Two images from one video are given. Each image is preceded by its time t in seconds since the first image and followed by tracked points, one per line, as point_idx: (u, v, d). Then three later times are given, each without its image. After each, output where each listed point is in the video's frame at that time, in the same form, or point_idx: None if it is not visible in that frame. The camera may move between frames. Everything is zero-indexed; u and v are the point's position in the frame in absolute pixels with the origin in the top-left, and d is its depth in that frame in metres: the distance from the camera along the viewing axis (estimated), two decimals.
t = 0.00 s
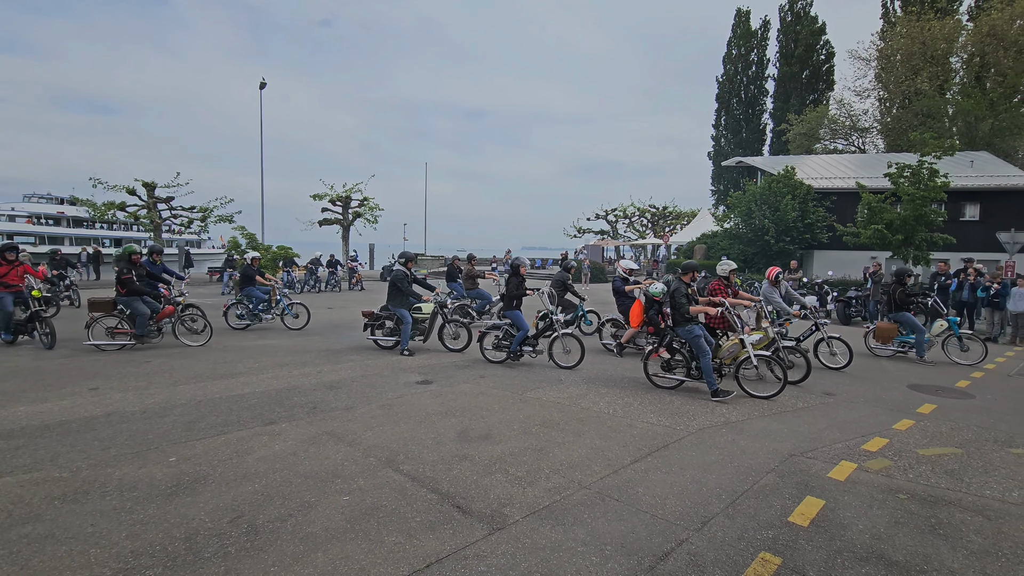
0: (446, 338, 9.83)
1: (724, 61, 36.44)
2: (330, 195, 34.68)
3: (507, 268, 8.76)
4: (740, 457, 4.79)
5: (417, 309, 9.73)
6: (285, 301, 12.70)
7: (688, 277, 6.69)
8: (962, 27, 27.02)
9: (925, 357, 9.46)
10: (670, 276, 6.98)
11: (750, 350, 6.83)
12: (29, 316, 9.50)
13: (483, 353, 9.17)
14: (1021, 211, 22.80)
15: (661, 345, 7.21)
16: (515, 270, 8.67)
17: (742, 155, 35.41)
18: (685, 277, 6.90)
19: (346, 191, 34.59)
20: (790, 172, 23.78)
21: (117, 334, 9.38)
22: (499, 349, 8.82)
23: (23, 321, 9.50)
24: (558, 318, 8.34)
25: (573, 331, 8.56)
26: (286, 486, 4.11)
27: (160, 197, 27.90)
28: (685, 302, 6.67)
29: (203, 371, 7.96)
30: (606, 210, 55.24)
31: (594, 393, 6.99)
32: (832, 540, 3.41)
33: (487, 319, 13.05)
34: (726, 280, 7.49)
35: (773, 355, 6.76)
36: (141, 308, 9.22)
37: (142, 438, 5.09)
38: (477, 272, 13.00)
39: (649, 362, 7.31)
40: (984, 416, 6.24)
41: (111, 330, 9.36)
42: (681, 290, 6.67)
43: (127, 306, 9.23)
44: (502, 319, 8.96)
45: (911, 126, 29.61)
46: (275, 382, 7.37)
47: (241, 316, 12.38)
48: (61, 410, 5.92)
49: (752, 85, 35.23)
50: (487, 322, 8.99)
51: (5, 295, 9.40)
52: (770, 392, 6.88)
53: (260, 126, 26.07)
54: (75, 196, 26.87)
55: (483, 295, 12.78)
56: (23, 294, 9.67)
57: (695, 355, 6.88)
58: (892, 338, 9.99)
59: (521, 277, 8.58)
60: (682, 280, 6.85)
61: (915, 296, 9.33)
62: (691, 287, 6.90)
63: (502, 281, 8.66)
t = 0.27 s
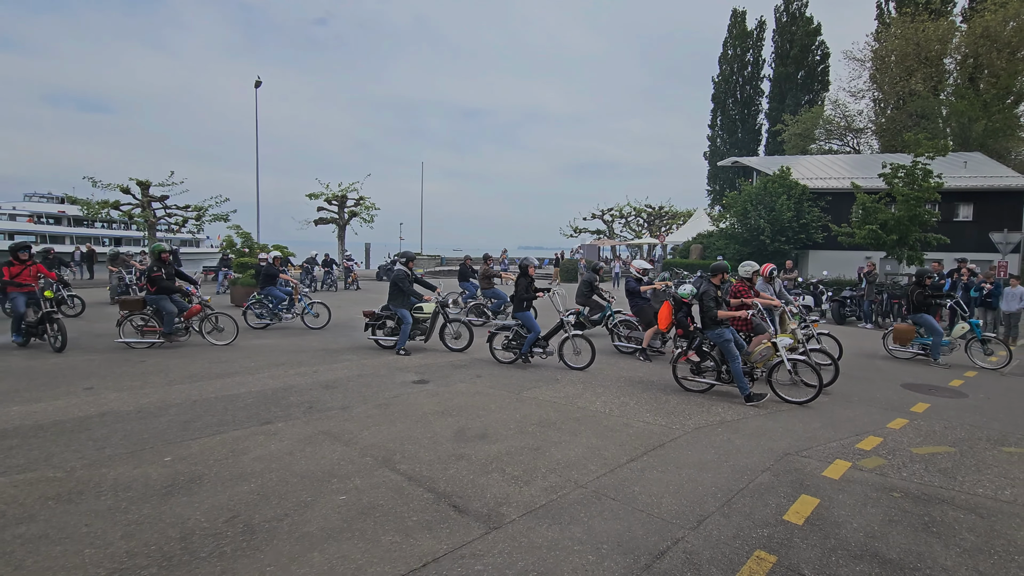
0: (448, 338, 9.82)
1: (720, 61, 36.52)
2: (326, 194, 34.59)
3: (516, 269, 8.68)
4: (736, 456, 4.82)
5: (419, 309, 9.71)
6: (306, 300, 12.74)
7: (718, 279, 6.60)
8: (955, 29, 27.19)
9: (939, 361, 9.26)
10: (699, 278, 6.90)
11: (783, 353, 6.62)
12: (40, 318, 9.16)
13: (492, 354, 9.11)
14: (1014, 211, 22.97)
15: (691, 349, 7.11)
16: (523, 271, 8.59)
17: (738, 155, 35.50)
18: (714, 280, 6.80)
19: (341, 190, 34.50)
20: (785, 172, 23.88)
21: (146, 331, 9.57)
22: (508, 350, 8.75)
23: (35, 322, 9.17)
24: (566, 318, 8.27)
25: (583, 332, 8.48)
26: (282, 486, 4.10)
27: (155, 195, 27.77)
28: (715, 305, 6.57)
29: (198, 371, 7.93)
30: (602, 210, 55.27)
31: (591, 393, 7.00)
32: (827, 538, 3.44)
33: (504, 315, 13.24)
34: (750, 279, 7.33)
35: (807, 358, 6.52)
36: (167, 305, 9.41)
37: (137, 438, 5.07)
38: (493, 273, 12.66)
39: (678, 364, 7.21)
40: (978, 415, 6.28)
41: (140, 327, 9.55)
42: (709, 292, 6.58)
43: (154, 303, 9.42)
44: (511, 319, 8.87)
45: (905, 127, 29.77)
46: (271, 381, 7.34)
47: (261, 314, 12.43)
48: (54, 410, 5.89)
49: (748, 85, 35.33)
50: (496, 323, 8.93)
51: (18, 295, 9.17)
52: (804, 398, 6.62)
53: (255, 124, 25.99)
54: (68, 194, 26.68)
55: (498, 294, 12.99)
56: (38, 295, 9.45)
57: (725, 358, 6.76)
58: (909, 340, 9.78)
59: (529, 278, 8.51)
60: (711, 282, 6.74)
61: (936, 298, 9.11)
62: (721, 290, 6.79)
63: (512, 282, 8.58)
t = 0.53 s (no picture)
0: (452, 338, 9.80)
1: (718, 61, 36.56)
2: (324, 193, 34.56)
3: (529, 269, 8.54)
4: (733, 455, 4.82)
5: (423, 309, 9.70)
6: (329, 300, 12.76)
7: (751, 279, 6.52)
8: (952, 29, 27.27)
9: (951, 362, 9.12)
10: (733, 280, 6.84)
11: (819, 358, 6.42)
12: (62, 319, 8.90)
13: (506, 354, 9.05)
14: (1010, 211, 23.05)
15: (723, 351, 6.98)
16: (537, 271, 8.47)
17: (735, 154, 35.53)
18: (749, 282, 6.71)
19: (339, 189, 34.46)
20: (783, 172, 23.93)
21: (176, 330, 9.74)
22: (523, 350, 8.69)
23: (55, 324, 8.91)
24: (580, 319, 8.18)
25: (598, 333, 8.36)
26: (279, 485, 4.09)
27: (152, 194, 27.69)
28: (748, 305, 6.46)
29: (194, 370, 7.90)
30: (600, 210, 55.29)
31: (589, 392, 6.99)
32: (824, 537, 3.44)
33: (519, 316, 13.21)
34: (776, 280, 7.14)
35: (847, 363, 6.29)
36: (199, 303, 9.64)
37: (133, 437, 5.05)
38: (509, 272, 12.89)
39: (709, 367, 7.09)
40: (975, 415, 6.30)
41: (170, 326, 9.72)
42: (741, 292, 6.49)
43: (185, 302, 9.64)
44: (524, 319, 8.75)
45: (902, 127, 29.85)
46: (268, 381, 7.32)
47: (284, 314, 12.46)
48: (50, 409, 5.87)
49: (746, 85, 35.37)
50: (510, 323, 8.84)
51: (38, 296, 8.90)
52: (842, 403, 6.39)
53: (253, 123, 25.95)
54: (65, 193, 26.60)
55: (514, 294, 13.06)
56: (59, 295, 9.18)
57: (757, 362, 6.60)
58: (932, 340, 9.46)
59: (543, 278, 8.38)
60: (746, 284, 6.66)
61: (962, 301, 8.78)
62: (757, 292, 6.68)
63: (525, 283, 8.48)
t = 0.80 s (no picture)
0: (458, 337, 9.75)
1: (717, 61, 36.57)
2: (324, 193, 34.57)
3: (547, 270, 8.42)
4: (733, 455, 4.82)
5: (428, 309, 9.65)
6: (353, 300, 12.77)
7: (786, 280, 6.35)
8: (951, 29, 27.31)
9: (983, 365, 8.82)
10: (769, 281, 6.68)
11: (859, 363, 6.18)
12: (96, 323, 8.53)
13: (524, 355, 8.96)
14: (1009, 211, 23.06)
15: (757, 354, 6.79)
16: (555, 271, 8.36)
17: (735, 154, 35.55)
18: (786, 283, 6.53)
19: (339, 189, 34.47)
20: (782, 172, 23.95)
21: (204, 329, 9.83)
22: (539, 352, 8.58)
23: (89, 328, 8.55)
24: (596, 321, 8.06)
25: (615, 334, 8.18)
26: (278, 486, 4.08)
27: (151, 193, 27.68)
28: (782, 306, 6.29)
29: (193, 370, 7.89)
30: (600, 209, 55.29)
31: (589, 392, 6.98)
32: (823, 536, 3.44)
33: (535, 316, 13.22)
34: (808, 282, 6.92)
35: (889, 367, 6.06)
36: (226, 303, 9.73)
37: (132, 437, 5.05)
38: (524, 273, 13.05)
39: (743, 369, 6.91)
40: (975, 414, 6.29)
41: (199, 325, 9.82)
42: (775, 293, 6.33)
43: (213, 302, 9.72)
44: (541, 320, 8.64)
45: (901, 127, 29.88)
46: (267, 381, 7.31)
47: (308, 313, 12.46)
48: (48, 409, 5.86)
49: (745, 85, 35.39)
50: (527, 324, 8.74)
51: (73, 298, 8.55)
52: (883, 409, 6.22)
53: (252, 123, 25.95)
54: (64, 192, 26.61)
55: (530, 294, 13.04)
56: (92, 298, 8.82)
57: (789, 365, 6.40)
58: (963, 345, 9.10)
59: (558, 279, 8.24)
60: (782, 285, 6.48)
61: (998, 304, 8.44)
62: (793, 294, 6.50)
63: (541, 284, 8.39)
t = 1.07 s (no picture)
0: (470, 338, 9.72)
1: (718, 60, 36.54)
2: (324, 193, 34.60)
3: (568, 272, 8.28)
4: (734, 455, 4.82)
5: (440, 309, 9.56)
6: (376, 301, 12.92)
7: (826, 283, 6.16)
8: (952, 29, 27.29)
9: None
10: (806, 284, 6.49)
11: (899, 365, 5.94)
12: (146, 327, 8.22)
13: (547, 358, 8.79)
14: (1009, 211, 23.04)
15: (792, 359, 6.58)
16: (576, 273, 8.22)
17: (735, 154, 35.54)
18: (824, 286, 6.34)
19: (339, 189, 34.50)
20: (783, 172, 23.94)
21: (228, 329, 9.87)
22: (563, 354, 8.41)
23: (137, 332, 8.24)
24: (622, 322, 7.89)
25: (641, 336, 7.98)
26: (279, 485, 4.08)
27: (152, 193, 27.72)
28: (822, 310, 6.09)
29: (194, 369, 7.90)
30: (600, 209, 55.26)
31: (590, 392, 6.98)
32: (824, 537, 3.44)
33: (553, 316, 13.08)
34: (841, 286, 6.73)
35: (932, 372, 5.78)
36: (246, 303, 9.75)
37: (133, 436, 5.05)
38: (542, 274, 12.37)
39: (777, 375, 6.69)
40: (977, 415, 6.28)
41: (223, 324, 9.88)
42: (814, 296, 6.13)
43: (235, 302, 9.77)
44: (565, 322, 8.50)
45: (902, 127, 29.88)
46: (268, 380, 7.32)
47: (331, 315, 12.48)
48: (50, 408, 5.87)
49: (745, 85, 35.38)
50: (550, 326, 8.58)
51: (119, 301, 8.17)
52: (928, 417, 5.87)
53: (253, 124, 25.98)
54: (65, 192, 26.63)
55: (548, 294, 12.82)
56: (136, 301, 8.44)
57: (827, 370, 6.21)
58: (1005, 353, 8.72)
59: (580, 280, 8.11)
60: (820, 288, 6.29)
61: None
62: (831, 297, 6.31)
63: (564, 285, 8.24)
